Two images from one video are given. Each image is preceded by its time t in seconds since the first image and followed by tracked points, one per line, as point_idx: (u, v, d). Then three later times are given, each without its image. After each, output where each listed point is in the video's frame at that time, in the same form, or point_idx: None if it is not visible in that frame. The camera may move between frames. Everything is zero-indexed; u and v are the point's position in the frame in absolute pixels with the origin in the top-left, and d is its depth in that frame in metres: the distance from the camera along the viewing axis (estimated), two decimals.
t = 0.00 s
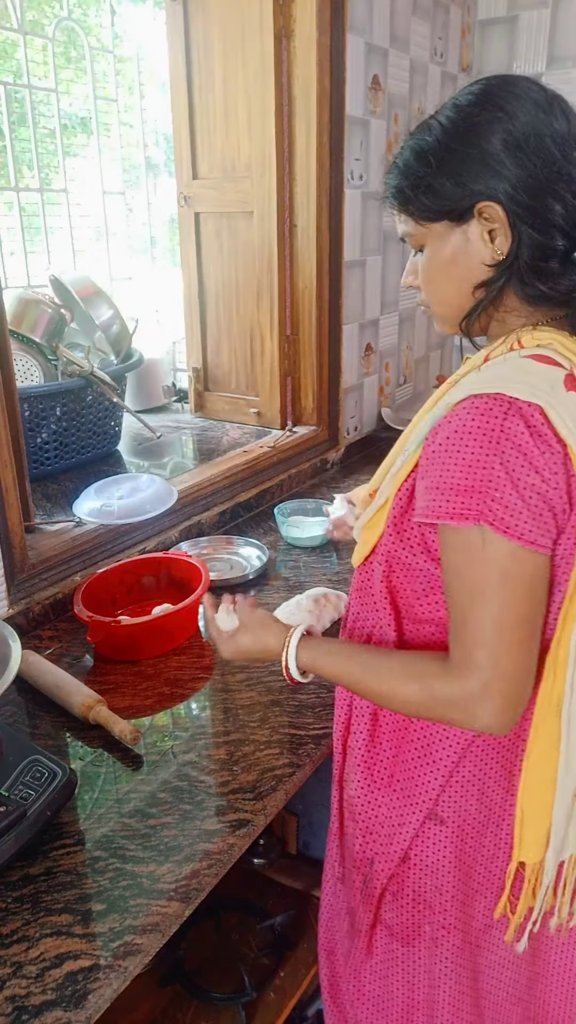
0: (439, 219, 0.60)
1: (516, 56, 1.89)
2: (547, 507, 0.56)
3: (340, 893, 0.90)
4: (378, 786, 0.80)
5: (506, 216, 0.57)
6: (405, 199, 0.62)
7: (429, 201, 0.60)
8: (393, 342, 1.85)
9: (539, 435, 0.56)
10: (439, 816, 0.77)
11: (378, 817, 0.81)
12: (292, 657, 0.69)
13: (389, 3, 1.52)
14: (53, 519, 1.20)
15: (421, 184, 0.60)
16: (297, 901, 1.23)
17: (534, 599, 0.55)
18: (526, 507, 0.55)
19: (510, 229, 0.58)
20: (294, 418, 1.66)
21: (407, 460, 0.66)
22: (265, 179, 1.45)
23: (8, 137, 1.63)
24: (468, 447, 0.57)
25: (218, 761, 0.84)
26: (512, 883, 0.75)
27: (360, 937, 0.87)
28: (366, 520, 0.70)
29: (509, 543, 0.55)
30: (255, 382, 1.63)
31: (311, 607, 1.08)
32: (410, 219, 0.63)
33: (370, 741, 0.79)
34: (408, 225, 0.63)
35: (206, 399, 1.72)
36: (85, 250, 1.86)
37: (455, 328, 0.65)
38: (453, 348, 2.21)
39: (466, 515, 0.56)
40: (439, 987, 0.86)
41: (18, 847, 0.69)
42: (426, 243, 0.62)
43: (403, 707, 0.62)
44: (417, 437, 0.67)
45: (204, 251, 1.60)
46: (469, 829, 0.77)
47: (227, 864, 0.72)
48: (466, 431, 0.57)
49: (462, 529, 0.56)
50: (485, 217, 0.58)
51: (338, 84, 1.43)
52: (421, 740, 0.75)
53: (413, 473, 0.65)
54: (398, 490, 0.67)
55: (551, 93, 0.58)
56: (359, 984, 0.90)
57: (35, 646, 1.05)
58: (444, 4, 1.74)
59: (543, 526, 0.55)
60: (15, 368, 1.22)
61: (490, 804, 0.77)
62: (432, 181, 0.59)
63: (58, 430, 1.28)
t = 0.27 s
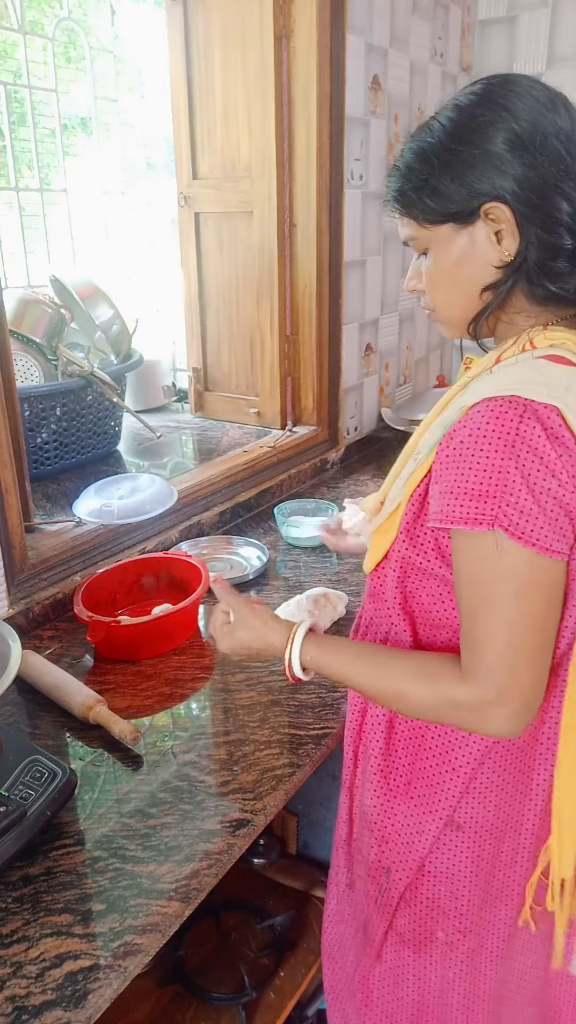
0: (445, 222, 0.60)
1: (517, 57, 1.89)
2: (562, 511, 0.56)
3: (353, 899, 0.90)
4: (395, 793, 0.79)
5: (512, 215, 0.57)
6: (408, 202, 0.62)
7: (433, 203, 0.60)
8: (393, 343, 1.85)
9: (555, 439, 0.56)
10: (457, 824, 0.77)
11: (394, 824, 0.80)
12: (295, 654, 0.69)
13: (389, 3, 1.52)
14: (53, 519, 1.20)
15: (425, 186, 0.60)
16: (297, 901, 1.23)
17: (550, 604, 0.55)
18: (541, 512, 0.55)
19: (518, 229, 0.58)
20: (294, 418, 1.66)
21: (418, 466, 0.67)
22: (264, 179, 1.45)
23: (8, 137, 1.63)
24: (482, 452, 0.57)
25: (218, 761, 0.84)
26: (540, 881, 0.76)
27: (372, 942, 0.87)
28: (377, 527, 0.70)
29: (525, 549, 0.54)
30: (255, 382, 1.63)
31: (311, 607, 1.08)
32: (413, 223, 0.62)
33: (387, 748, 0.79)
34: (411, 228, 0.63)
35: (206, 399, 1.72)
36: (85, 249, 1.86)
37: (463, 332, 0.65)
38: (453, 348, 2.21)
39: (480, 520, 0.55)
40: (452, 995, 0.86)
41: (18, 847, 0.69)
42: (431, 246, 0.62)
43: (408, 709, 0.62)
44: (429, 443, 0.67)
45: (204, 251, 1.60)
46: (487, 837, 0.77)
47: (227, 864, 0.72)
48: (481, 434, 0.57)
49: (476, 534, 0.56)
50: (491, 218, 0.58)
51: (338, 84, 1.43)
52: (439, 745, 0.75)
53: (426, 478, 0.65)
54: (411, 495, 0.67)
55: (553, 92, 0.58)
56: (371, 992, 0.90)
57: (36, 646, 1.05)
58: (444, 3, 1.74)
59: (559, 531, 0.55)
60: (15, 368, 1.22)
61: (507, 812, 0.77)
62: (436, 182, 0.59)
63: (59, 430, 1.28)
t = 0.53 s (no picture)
0: (441, 223, 0.60)
1: (517, 57, 1.88)
2: (560, 517, 0.56)
3: (356, 907, 0.90)
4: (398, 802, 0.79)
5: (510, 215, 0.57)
6: (404, 201, 0.62)
7: (429, 202, 0.60)
8: (393, 343, 1.85)
9: (554, 445, 0.56)
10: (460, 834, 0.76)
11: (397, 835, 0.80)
12: (294, 653, 0.69)
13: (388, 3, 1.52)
14: (53, 519, 1.20)
15: (421, 185, 0.60)
16: (297, 901, 1.23)
17: (547, 610, 0.55)
18: (538, 518, 0.55)
19: (515, 228, 0.57)
20: (294, 418, 1.66)
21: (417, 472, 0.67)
22: (264, 179, 1.45)
23: (8, 137, 1.63)
24: (480, 456, 0.57)
25: (218, 761, 0.84)
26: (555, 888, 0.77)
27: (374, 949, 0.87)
28: (376, 534, 0.71)
29: (521, 554, 0.54)
30: (255, 382, 1.63)
31: (312, 607, 1.08)
32: (409, 223, 0.63)
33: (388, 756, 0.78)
34: (407, 227, 0.63)
35: (206, 399, 1.72)
36: (84, 249, 1.86)
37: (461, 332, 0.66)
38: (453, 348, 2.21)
39: (475, 525, 0.55)
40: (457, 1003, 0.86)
41: (18, 847, 0.69)
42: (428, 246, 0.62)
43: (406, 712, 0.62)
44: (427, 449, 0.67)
45: (204, 251, 1.60)
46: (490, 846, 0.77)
47: (227, 864, 0.72)
48: (480, 438, 0.57)
49: (471, 539, 0.56)
50: (488, 218, 0.58)
51: (338, 84, 1.43)
52: (440, 753, 0.74)
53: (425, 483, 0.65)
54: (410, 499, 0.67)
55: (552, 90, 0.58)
56: (375, 1001, 0.90)
57: (35, 646, 1.05)
58: (444, 3, 1.74)
59: (556, 539, 0.55)
60: (15, 368, 1.22)
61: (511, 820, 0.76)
62: (433, 181, 0.59)
63: (59, 430, 1.28)
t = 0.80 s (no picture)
0: (416, 221, 0.60)
1: (516, 57, 1.88)
2: (531, 524, 0.54)
3: (341, 913, 0.90)
4: (377, 807, 0.79)
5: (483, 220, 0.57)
6: (381, 201, 0.62)
7: (403, 202, 0.59)
8: (393, 343, 1.85)
9: (522, 449, 0.55)
10: (439, 837, 0.77)
11: (376, 839, 0.80)
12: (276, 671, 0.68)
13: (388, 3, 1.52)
14: (53, 519, 1.20)
15: (395, 186, 0.59)
16: (297, 901, 1.23)
17: (522, 618, 0.54)
18: (508, 526, 0.54)
19: (487, 232, 0.57)
20: (294, 419, 1.66)
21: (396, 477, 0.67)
22: (264, 179, 1.45)
23: (8, 137, 1.63)
24: (447, 464, 0.55)
25: (218, 761, 0.84)
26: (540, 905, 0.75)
27: (359, 954, 0.87)
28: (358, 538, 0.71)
29: (491, 565, 0.53)
30: (255, 382, 1.63)
31: (311, 607, 1.08)
32: (387, 222, 0.62)
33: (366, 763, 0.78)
34: (386, 227, 0.63)
35: (206, 399, 1.72)
36: (84, 250, 1.86)
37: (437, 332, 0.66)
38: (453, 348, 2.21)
39: (445, 536, 0.54)
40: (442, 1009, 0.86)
41: (18, 847, 0.69)
42: (406, 245, 0.62)
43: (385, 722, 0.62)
44: (403, 455, 0.67)
45: (204, 251, 1.60)
46: (470, 849, 0.77)
47: (227, 864, 0.72)
48: (448, 446, 0.56)
49: (442, 549, 0.55)
50: (461, 218, 0.58)
51: (338, 84, 1.43)
52: (418, 757, 0.74)
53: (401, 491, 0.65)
54: (387, 505, 0.66)
55: (530, 85, 0.56)
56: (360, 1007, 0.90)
57: (35, 646, 1.05)
58: (444, 3, 1.74)
59: (528, 547, 0.54)
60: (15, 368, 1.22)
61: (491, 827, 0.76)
62: (406, 181, 0.58)
63: (59, 430, 1.28)
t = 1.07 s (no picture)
0: (371, 222, 0.59)
1: (516, 56, 1.88)
2: (457, 535, 0.54)
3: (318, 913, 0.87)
4: (342, 806, 0.77)
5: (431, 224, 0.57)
6: (340, 202, 0.61)
7: (358, 205, 0.59)
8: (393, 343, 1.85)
9: (450, 458, 0.55)
10: (402, 839, 0.74)
11: (342, 838, 0.78)
12: (238, 646, 0.66)
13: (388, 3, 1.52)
14: (53, 519, 1.20)
15: (351, 189, 0.59)
16: (296, 901, 1.23)
17: (449, 627, 0.54)
18: (431, 536, 0.54)
19: (436, 233, 0.57)
20: (294, 419, 1.66)
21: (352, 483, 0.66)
22: (264, 179, 1.45)
23: (8, 137, 1.63)
24: (378, 470, 0.56)
25: (218, 761, 0.84)
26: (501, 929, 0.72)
27: (332, 951, 0.84)
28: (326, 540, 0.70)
29: (412, 572, 0.54)
30: (255, 382, 1.63)
31: (311, 607, 1.08)
32: (347, 223, 0.62)
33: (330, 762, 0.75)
34: (347, 229, 0.63)
35: (206, 399, 1.72)
36: (84, 249, 1.86)
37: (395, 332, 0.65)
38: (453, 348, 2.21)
39: (371, 540, 0.56)
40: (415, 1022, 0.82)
41: (18, 847, 0.69)
42: (363, 245, 0.62)
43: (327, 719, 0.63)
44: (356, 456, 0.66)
45: (205, 251, 1.60)
46: (435, 856, 0.73)
47: (228, 864, 0.72)
48: (380, 453, 0.56)
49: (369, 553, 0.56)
50: (411, 221, 0.57)
51: (338, 84, 1.43)
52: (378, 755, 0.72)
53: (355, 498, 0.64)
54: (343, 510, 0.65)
55: (487, 87, 0.55)
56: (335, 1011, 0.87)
57: (35, 646, 1.05)
58: (444, 3, 1.74)
59: (451, 559, 0.54)
60: (15, 368, 1.22)
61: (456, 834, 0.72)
62: (361, 184, 0.58)
63: (58, 430, 1.28)
